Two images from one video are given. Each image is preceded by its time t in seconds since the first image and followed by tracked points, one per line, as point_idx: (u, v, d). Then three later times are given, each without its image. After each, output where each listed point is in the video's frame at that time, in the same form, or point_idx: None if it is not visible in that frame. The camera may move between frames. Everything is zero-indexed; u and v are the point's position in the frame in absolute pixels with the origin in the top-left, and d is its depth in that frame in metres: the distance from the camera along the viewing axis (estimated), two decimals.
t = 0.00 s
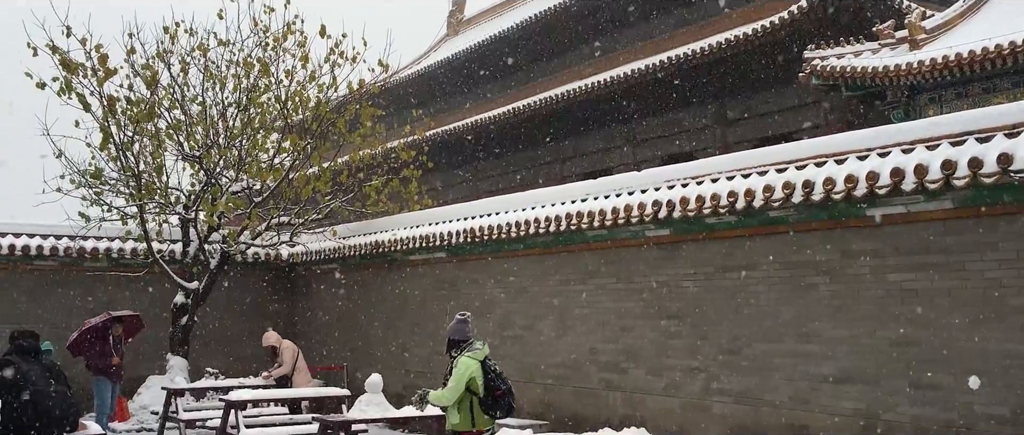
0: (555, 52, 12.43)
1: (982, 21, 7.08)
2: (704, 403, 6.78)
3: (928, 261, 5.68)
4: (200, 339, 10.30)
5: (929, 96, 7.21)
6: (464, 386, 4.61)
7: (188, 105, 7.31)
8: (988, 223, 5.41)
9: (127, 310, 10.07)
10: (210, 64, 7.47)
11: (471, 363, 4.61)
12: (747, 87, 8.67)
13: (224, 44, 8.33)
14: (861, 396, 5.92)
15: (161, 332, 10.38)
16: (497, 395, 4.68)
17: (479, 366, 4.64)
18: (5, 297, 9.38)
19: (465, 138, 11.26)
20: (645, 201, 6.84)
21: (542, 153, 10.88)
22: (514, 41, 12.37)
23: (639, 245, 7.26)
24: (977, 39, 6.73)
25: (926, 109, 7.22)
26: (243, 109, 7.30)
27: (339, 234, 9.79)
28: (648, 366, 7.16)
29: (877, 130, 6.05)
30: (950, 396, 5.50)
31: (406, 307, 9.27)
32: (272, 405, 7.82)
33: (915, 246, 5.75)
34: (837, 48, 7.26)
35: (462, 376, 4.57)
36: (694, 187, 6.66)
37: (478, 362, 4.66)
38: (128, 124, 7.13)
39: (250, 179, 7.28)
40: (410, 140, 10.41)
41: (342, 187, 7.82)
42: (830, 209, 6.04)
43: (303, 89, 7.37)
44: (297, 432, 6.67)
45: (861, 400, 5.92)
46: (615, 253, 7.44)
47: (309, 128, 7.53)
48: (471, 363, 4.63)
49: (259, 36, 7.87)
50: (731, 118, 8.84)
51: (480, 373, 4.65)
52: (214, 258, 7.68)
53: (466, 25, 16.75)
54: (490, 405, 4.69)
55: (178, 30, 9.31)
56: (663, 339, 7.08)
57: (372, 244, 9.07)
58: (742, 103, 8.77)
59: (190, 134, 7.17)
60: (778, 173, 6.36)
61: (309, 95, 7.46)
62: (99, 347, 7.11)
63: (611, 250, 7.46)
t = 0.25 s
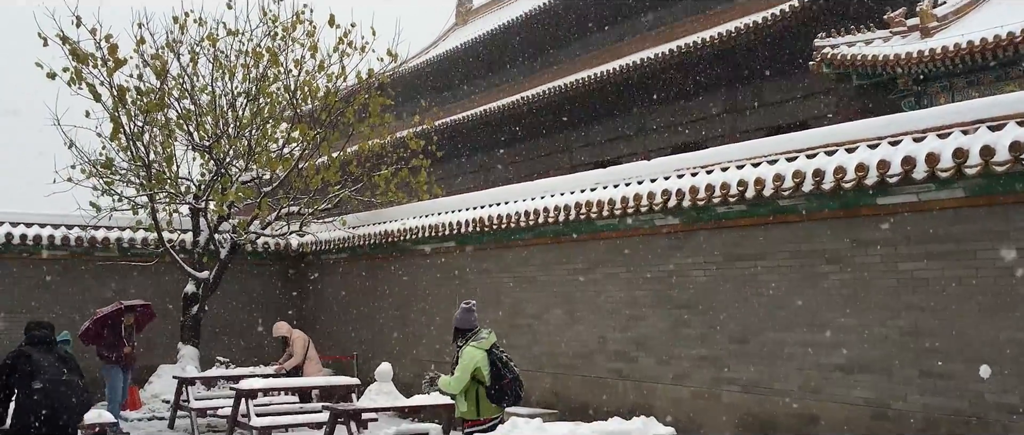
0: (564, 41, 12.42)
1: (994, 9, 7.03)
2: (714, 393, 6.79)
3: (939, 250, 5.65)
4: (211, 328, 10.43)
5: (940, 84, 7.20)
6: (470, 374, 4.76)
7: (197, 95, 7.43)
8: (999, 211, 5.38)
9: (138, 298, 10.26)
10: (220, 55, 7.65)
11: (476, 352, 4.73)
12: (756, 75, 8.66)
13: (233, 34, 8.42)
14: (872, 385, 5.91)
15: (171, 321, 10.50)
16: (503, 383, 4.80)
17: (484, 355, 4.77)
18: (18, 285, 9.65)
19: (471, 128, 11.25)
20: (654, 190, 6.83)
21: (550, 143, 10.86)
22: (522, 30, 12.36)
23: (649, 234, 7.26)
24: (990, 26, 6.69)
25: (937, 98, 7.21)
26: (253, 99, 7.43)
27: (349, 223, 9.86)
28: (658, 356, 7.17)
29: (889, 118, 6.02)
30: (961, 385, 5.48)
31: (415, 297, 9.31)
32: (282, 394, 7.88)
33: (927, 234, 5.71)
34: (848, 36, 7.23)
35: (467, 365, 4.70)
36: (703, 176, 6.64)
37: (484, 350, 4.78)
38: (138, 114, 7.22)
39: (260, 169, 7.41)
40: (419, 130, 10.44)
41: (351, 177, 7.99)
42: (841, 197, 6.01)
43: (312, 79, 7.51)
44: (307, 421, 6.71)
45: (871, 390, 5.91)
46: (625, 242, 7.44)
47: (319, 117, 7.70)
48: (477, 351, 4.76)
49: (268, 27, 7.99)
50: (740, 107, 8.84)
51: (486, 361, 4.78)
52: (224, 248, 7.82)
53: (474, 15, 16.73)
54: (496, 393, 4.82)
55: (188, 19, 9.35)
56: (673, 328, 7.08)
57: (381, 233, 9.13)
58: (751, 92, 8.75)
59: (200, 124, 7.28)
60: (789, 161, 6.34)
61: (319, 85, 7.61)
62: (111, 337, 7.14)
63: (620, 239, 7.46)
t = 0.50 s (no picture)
0: (572, 30, 12.39)
1: None
2: (722, 382, 6.78)
3: (950, 238, 5.61)
4: (221, 317, 10.59)
5: (951, 72, 7.17)
6: (477, 362, 4.90)
7: (207, 84, 7.67)
8: (1011, 200, 5.33)
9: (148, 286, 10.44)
10: (228, 44, 7.84)
11: (482, 342, 4.87)
12: (765, 64, 8.66)
13: (242, 24, 8.50)
14: (882, 374, 5.88)
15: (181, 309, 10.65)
16: (510, 372, 4.92)
17: (491, 344, 4.89)
18: (31, 273, 9.87)
19: (479, 117, 11.26)
20: (663, 178, 6.81)
21: (559, 132, 10.87)
22: (530, 19, 12.34)
23: (657, 223, 7.25)
24: (1002, 13, 6.64)
25: (949, 85, 7.17)
26: (262, 88, 7.62)
27: (358, 212, 9.94)
28: (666, 344, 7.17)
29: (900, 106, 5.98)
30: (971, 374, 5.45)
31: (424, 285, 9.35)
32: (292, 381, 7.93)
33: (939, 222, 5.67)
34: (858, 24, 7.19)
35: (473, 354, 4.85)
36: (712, 164, 6.62)
37: (491, 339, 4.91)
38: (147, 103, 7.33)
39: (269, 158, 7.58)
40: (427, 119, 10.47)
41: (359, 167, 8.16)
42: (851, 186, 5.97)
43: (320, 68, 7.68)
44: (316, 410, 6.73)
45: (881, 378, 5.88)
46: (633, 231, 7.44)
47: (326, 106, 7.87)
48: (484, 340, 4.89)
49: (276, 17, 8.10)
50: (749, 95, 8.84)
51: (493, 350, 4.91)
52: (233, 237, 8.07)
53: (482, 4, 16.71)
54: (505, 381, 4.95)
55: (197, 8, 9.39)
56: (682, 317, 7.08)
57: (390, 223, 9.20)
58: (761, 81, 8.74)
59: (209, 113, 7.49)
60: (799, 150, 6.30)
61: (327, 74, 7.77)
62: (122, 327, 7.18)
63: (629, 228, 7.45)
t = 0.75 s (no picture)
0: (580, 17, 12.36)
1: None
2: (730, 370, 6.78)
3: (960, 227, 5.57)
4: (230, 305, 10.77)
5: (962, 60, 7.15)
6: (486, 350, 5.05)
7: (214, 73, 7.86)
8: (1022, 188, 5.28)
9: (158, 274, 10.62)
10: (235, 33, 7.96)
11: (491, 330, 5.01)
12: (774, 51, 8.68)
13: (250, 12, 8.55)
14: (890, 363, 5.84)
15: (190, 297, 10.81)
16: (518, 360, 5.04)
17: (501, 333, 5.02)
18: (43, 262, 10.03)
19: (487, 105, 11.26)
20: (671, 167, 6.79)
21: (567, 120, 10.87)
22: (538, 6, 12.32)
23: (665, 211, 7.24)
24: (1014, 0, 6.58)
25: (960, 73, 7.14)
26: (269, 77, 7.77)
27: (365, 200, 10.00)
28: (674, 333, 7.17)
29: (910, 94, 5.93)
30: (979, 363, 5.41)
31: (431, 274, 9.38)
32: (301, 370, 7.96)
33: (948, 211, 5.62)
34: (868, 11, 7.15)
35: (482, 342, 5.00)
36: (720, 153, 6.60)
37: (500, 328, 5.04)
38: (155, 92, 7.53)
39: (277, 147, 7.73)
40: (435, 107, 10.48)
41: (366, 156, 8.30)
42: (860, 174, 5.93)
43: (327, 56, 7.78)
44: (323, 398, 6.74)
45: (889, 367, 5.85)
46: (641, 220, 7.43)
47: (334, 95, 8.00)
48: (494, 329, 5.03)
49: (284, 5, 8.14)
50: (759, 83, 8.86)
51: (502, 338, 5.04)
52: (242, 225, 8.28)
53: None
54: (513, 370, 5.07)
55: None
56: (689, 305, 7.07)
57: (398, 211, 9.27)
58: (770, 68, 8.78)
59: (216, 101, 7.71)
60: (808, 138, 6.27)
61: (334, 63, 7.86)
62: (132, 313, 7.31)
63: (637, 216, 7.45)
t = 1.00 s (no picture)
0: (587, 7, 12.34)
1: None
2: (736, 359, 6.77)
3: (969, 216, 5.53)
4: (237, 295, 10.85)
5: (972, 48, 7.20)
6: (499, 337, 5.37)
7: (221, 62, 7.98)
8: None
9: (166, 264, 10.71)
10: (242, 21, 7.99)
11: (502, 319, 5.32)
12: (784, 40, 8.74)
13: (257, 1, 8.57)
14: (897, 352, 5.82)
15: (197, 287, 10.89)
16: (525, 349, 5.34)
17: (511, 322, 5.33)
18: (51, 251, 10.13)
19: (494, 94, 11.27)
20: (678, 155, 6.77)
21: (573, 109, 10.87)
22: None
23: (672, 200, 7.22)
24: None
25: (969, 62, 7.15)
26: (276, 66, 7.84)
27: (372, 190, 10.03)
28: (680, 322, 7.17)
29: (919, 82, 5.89)
30: (987, 352, 5.38)
31: (438, 263, 9.41)
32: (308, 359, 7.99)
33: (957, 199, 5.58)
34: None
35: (493, 329, 5.34)
36: (727, 141, 6.57)
37: (512, 317, 5.34)
38: (161, 81, 7.62)
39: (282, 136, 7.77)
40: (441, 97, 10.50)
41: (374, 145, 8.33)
42: (868, 163, 5.89)
43: (334, 46, 7.85)
44: (330, 387, 6.76)
45: (896, 356, 5.82)
46: (648, 209, 7.42)
47: (340, 84, 8.09)
48: (506, 318, 5.34)
49: None
50: (767, 72, 8.92)
51: (513, 327, 5.34)
52: (248, 215, 8.37)
53: None
54: (522, 359, 5.37)
55: None
56: (696, 294, 7.07)
57: (405, 200, 9.29)
58: (779, 57, 8.85)
59: (222, 90, 7.83)
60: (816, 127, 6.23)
61: (341, 52, 7.93)
62: (138, 302, 7.37)
63: (644, 205, 7.44)
